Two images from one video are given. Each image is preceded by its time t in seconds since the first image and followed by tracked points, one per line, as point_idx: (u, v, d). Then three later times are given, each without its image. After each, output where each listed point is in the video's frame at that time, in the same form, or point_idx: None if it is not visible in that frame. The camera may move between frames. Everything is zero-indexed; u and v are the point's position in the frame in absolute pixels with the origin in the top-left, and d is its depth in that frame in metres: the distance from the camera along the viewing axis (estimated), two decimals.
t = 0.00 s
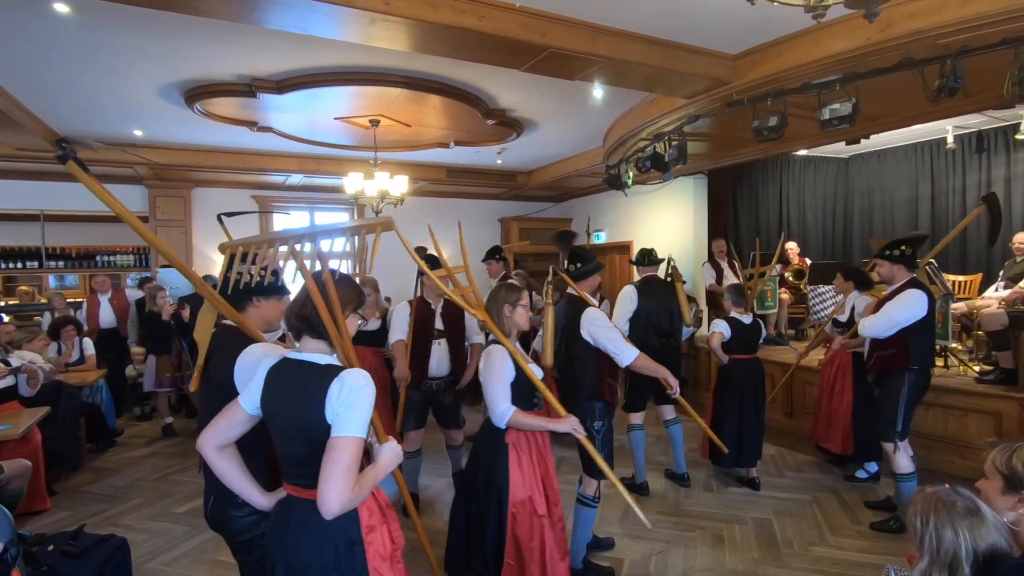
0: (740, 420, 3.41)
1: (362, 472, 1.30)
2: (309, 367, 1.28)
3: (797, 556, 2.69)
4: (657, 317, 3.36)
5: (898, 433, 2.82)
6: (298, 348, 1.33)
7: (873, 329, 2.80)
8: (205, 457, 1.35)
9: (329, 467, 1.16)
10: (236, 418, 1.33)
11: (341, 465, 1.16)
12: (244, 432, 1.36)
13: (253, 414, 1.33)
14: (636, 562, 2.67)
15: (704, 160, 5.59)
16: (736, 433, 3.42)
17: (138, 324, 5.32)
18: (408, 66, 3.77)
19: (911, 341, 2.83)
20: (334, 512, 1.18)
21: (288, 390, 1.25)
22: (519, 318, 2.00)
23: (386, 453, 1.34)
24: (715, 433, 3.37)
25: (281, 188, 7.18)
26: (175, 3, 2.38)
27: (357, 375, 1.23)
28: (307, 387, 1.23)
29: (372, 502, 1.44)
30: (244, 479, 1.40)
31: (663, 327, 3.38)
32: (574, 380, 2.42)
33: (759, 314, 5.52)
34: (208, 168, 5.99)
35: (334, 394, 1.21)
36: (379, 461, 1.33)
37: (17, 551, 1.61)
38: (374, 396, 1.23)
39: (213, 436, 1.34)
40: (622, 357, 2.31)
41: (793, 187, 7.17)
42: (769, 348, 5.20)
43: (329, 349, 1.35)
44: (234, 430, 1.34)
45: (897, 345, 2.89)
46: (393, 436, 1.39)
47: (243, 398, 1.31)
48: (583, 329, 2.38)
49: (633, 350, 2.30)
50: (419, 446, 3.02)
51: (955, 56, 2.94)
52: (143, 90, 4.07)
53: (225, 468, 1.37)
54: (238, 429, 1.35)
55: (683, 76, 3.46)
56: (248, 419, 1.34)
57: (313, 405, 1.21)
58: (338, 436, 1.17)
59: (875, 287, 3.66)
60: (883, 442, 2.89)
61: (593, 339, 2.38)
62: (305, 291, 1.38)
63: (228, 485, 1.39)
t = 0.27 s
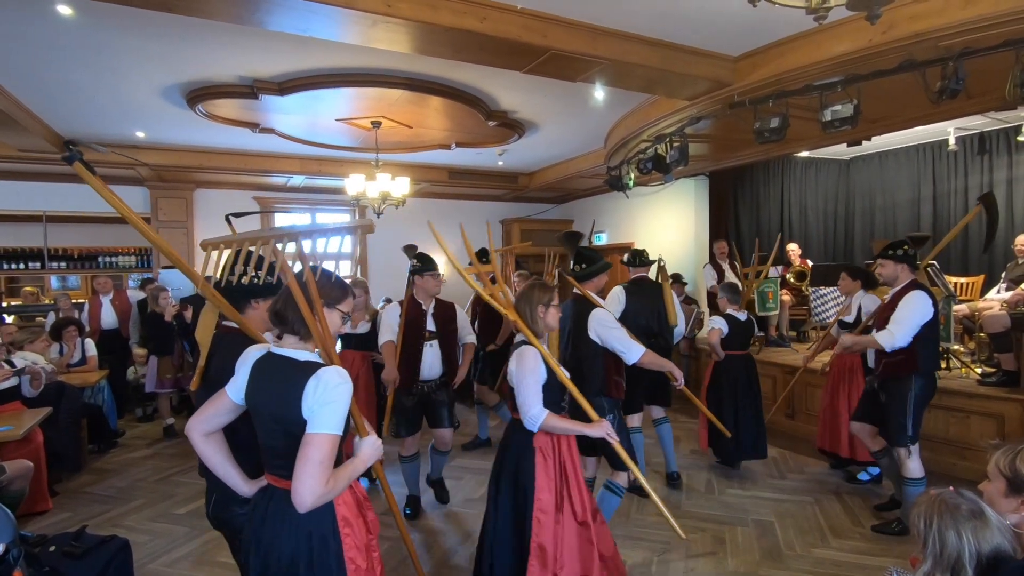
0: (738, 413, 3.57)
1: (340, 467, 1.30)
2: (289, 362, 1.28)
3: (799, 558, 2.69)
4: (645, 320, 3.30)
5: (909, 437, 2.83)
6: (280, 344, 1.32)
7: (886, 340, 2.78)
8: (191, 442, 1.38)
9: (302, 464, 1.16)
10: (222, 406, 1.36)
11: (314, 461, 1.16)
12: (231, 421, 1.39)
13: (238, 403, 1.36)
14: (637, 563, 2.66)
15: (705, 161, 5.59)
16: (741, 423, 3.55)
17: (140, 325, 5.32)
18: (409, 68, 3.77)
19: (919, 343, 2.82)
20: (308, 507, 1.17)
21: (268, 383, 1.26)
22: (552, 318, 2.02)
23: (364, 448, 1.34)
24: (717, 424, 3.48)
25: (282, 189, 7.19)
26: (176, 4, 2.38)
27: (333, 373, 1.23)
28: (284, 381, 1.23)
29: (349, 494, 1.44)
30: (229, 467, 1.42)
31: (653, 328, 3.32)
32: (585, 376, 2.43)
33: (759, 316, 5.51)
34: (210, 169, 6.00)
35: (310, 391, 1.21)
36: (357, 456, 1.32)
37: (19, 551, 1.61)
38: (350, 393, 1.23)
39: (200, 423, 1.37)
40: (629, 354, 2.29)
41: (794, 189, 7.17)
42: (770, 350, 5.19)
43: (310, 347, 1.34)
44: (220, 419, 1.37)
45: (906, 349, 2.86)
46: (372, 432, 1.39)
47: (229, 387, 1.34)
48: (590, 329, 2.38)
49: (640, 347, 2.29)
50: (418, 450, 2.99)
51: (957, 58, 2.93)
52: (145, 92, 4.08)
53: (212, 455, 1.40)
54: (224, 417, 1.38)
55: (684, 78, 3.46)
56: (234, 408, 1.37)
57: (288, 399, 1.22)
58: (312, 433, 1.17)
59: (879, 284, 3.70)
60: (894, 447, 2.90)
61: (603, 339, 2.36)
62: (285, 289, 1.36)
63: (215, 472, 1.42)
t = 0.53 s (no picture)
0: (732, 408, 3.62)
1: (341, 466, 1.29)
2: (288, 361, 1.28)
3: (798, 556, 2.69)
4: (641, 320, 3.29)
5: (910, 436, 2.82)
6: (278, 344, 1.32)
7: (919, 348, 2.64)
8: (188, 442, 1.37)
9: (303, 463, 1.17)
10: (219, 406, 1.36)
11: (314, 461, 1.16)
12: (228, 421, 1.38)
13: (236, 403, 1.35)
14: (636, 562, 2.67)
15: (706, 160, 5.58)
16: (733, 416, 3.62)
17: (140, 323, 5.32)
18: (410, 66, 3.77)
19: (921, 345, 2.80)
20: (309, 506, 1.18)
21: (266, 383, 1.26)
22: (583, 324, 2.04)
23: (366, 447, 1.34)
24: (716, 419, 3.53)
25: (282, 187, 7.18)
26: (177, 2, 2.38)
27: (332, 373, 1.23)
28: (284, 381, 1.23)
29: (348, 495, 1.43)
30: (227, 467, 1.41)
31: (649, 330, 3.31)
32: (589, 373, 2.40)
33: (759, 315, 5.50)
34: (210, 167, 5.99)
35: (310, 391, 1.21)
36: (358, 456, 1.32)
37: (19, 548, 1.61)
38: (349, 393, 1.22)
39: (197, 422, 1.36)
40: (636, 351, 2.28)
41: (795, 188, 7.17)
42: (770, 349, 5.20)
43: (308, 347, 1.34)
44: (217, 418, 1.37)
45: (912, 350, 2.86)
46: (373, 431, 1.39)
47: (227, 387, 1.34)
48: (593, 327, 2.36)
49: (645, 345, 2.28)
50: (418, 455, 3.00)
51: (959, 57, 2.93)
52: (145, 89, 4.08)
53: (209, 455, 1.39)
54: (221, 417, 1.37)
55: (685, 77, 3.46)
56: (231, 408, 1.36)
57: (288, 399, 1.22)
58: (312, 433, 1.17)
59: (876, 286, 3.75)
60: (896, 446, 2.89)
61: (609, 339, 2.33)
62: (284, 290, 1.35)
63: (211, 471, 1.41)
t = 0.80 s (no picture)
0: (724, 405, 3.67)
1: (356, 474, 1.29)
2: (298, 366, 1.28)
3: (797, 556, 2.69)
4: (646, 321, 3.28)
5: (904, 434, 2.81)
6: (287, 351, 1.33)
7: (935, 345, 2.59)
8: (197, 453, 1.36)
9: (320, 470, 1.16)
10: (228, 415, 1.35)
11: (332, 468, 1.16)
12: (238, 429, 1.38)
13: (244, 410, 1.35)
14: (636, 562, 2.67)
15: (705, 160, 5.58)
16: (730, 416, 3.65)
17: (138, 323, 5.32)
18: (410, 66, 3.77)
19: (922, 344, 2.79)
20: (327, 514, 1.17)
21: (275, 389, 1.26)
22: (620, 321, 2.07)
23: (379, 454, 1.34)
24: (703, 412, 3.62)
25: (281, 187, 7.18)
26: (175, 2, 2.38)
27: (344, 379, 1.22)
28: (296, 387, 1.23)
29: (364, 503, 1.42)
30: (237, 476, 1.41)
31: (651, 330, 3.30)
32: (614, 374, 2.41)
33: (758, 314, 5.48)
34: (209, 167, 5.99)
35: (323, 397, 1.20)
36: (372, 463, 1.32)
37: (18, 549, 1.61)
38: (363, 398, 1.21)
39: (205, 433, 1.35)
40: (644, 352, 2.21)
41: (794, 188, 7.16)
42: (769, 349, 5.20)
43: (320, 352, 1.34)
44: (226, 427, 1.36)
45: (914, 350, 2.86)
46: (386, 437, 1.38)
47: (235, 396, 1.33)
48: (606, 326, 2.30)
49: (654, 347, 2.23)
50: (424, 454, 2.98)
51: (957, 57, 2.93)
52: (144, 90, 4.07)
53: (218, 465, 1.38)
54: (230, 425, 1.36)
55: (685, 77, 3.46)
56: (241, 416, 1.36)
57: (301, 406, 1.21)
58: (327, 440, 1.16)
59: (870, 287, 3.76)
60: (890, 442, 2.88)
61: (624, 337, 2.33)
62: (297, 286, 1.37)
63: (220, 481, 1.41)
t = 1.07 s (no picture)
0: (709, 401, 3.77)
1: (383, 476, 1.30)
2: (319, 364, 1.28)
3: (797, 557, 2.69)
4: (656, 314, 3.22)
5: (886, 425, 2.83)
6: (307, 348, 1.33)
7: (936, 344, 2.62)
8: (212, 465, 1.32)
9: (350, 468, 1.16)
10: (243, 424, 1.31)
11: (363, 466, 1.17)
12: (253, 438, 1.34)
13: (261, 417, 1.32)
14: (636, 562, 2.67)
15: (705, 160, 5.58)
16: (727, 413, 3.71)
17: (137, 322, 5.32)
18: (410, 66, 3.77)
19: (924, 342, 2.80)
20: (362, 513, 1.18)
21: (296, 391, 1.25)
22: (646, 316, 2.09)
23: (402, 454, 1.35)
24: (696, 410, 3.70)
25: (281, 187, 7.18)
26: (175, 2, 2.38)
27: (369, 372, 1.23)
28: (318, 386, 1.23)
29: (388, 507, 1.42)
30: (252, 487, 1.38)
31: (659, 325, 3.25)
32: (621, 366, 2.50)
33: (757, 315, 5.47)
34: (209, 167, 5.99)
35: (348, 393, 1.21)
36: (397, 464, 1.33)
37: (17, 549, 1.60)
38: (388, 393, 1.23)
39: (220, 443, 1.31)
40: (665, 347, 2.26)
41: (794, 189, 7.13)
42: (769, 349, 5.20)
43: (339, 347, 1.35)
44: (242, 437, 1.32)
45: (914, 349, 2.86)
46: (407, 437, 1.40)
47: (251, 403, 1.30)
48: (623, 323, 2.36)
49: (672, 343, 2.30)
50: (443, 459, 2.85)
51: (957, 57, 2.93)
52: (144, 89, 4.07)
53: (233, 476, 1.34)
54: (247, 434, 1.33)
55: (685, 77, 3.46)
56: (258, 424, 1.33)
57: (325, 404, 1.21)
58: (356, 436, 1.17)
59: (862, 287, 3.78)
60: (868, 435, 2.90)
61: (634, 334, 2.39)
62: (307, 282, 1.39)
63: (235, 493, 1.36)
